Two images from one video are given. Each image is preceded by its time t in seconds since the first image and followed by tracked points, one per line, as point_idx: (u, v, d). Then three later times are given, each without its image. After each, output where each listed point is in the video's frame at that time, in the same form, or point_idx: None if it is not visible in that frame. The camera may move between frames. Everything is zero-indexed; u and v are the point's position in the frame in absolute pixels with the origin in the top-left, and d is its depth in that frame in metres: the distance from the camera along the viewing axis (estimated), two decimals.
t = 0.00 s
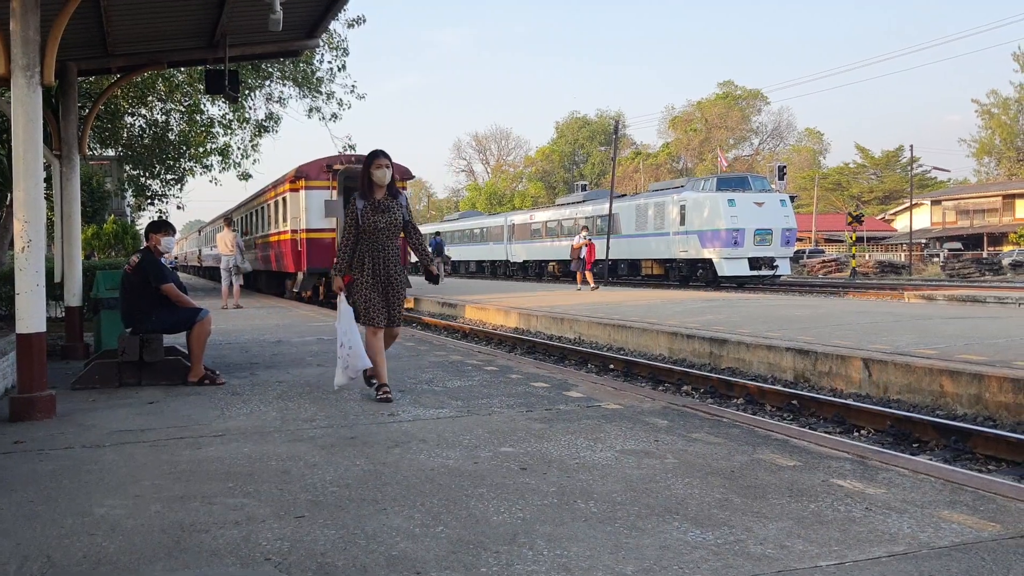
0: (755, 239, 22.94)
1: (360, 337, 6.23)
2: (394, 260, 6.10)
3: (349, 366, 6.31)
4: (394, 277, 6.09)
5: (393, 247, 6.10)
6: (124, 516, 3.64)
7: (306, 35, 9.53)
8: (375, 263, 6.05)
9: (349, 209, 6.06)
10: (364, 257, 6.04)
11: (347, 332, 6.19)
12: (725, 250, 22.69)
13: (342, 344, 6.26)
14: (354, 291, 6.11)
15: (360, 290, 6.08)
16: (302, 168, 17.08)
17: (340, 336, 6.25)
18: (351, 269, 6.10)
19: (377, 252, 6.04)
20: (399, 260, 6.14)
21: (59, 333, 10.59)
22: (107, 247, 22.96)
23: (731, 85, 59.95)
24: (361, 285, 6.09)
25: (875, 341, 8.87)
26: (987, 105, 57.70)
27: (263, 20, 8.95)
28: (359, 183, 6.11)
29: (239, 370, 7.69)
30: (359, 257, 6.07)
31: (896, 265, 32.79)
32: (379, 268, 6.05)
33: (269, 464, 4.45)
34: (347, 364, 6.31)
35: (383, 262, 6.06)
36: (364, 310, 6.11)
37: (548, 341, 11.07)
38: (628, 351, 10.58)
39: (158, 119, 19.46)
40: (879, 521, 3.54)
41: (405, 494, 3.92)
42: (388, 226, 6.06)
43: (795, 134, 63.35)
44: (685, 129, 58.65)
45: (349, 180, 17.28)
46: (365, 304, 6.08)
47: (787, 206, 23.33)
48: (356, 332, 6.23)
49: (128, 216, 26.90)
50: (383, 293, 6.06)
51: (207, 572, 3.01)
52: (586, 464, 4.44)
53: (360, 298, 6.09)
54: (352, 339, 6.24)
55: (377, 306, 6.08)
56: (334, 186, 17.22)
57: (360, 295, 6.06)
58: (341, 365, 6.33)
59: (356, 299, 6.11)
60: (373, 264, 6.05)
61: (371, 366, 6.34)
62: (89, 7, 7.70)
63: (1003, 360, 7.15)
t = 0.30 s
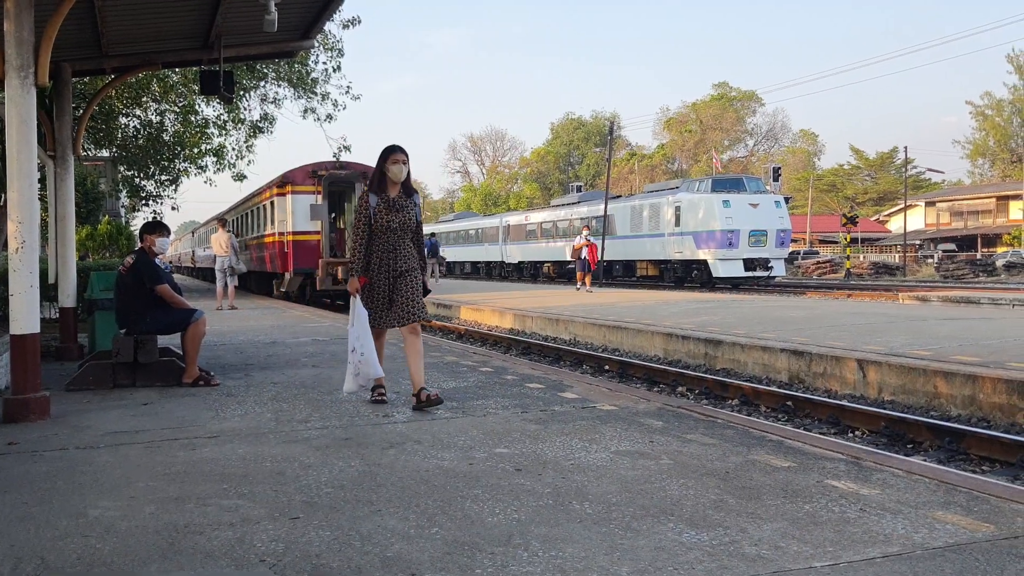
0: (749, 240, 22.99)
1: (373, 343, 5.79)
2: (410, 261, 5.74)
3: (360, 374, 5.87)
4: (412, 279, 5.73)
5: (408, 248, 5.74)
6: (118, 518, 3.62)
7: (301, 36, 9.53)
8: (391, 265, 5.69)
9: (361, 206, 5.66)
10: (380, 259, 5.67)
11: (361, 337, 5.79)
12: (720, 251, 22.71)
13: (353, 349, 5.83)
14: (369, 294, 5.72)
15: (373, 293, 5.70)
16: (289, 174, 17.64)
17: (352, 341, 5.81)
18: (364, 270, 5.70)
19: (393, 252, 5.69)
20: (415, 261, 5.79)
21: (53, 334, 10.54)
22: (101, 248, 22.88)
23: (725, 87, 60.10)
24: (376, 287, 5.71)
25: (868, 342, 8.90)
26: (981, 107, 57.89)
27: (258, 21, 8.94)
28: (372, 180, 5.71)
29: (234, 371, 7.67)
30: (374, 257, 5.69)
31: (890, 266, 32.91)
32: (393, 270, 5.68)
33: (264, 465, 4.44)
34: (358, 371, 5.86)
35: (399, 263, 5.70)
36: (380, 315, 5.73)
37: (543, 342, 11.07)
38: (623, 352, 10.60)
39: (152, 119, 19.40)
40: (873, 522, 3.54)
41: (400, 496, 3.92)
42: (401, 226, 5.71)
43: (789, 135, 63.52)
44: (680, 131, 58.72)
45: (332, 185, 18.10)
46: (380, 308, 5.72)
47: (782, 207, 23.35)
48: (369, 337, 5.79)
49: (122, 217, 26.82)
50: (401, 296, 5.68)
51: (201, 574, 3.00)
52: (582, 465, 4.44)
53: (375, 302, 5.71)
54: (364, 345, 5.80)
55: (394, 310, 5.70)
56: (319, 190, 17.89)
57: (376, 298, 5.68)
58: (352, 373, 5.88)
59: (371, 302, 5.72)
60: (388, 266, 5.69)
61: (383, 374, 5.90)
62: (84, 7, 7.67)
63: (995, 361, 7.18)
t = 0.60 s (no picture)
0: (745, 241, 23.00)
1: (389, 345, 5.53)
2: (432, 261, 5.51)
3: (372, 378, 5.57)
4: (433, 280, 5.50)
5: (431, 247, 5.51)
6: (113, 519, 3.62)
7: (297, 37, 9.53)
8: (412, 264, 5.46)
9: (383, 202, 5.44)
10: (401, 257, 5.45)
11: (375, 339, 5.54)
12: (716, 252, 22.72)
13: (368, 352, 5.56)
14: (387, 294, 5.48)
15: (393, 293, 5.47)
16: (278, 179, 18.34)
17: (367, 343, 5.56)
18: (384, 269, 5.47)
19: (415, 251, 5.47)
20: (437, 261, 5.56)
21: (48, 335, 10.50)
22: (96, 249, 22.82)
23: (722, 88, 60.16)
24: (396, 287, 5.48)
25: (865, 343, 8.90)
26: (977, 108, 58.01)
27: (254, 22, 8.94)
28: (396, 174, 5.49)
29: (229, 372, 7.65)
30: (394, 256, 5.46)
31: (886, 267, 32.96)
32: (414, 269, 5.46)
33: (260, 466, 4.44)
34: (371, 376, 5.56)
35: (421, 262, 5.47)
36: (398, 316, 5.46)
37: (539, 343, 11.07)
38: (619, 353, 10.60)
39: (148, 120, 19.35)
40: (869, 522, 3.55)
41: (396, 497, 3.92)
42: (424, 224, 5.49)
43: (785, 136, 63.60)
44: (676, 132, 58.71)
45: (319, 189, 18.91)
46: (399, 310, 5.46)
47: (778, 208, 23.35)
48: (385, 340, 5.53)
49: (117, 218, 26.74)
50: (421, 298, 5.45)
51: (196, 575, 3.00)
52: (578, 466, 4.45)
53: (394, 303, 5.46)
54: (380, 347, 5.54)
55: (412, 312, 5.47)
56: (306, 195, 18.70)
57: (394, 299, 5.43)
58: (365, 378, 5.59)
59: (389, 303, 5.48)
60: (408, 265, 5.46)
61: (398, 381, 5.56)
62: (79, 8, 7.67)
63: (991, 362, 7.18)
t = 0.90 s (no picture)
0: (743, 242, 23.04)
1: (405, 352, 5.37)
2: (450, 265, 5.24)
3: (392, 390, 5.36)
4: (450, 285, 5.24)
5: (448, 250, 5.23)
6: (112, 521, 3.62)
7: (294, 39, 9.53)
8: (429, 269, 5.17)
9: (401, 203, 5.12)
10: (418, 262, 5.15)
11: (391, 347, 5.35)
12: (714, 253, 22.76)
13: (385, 362, 5.35)
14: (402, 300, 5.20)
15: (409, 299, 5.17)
16: (269, 186, 19.15)
17: (383, 352, 5.35)
18: (399, 273, 5.18)
19: (432, 255, 5.18)
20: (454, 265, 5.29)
21: (46, 337, 10.51)
22: (93, 252, 22.82)
23: (719, 89, 60.31)
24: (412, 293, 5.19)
25: (862, 343, 8.92)
26: (973, 109, 58.15)
27: (252, 23, 8.95)
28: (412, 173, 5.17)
29: (228, 374, 7.65)
30: (410, 260, 5.18)
31: (883, 268, 33.03)
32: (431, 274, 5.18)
33: (258, 468, 4.44)
34: (390, 386, 5.35)
35: (438, 267, 5.19)
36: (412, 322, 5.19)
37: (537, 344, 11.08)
38: (617, 354, 10.61)
39: (145, 122, 19.34)
40: (866, 522, 3.56)
41: (395, 498, 3.91)
42: (442, 226, 5.18)
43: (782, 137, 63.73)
44: (673, 133, 58.84)
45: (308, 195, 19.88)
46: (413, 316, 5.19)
47: (775, 209, 23.39)
48: (402, 348, 5.36)
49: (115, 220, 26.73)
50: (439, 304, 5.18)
51: None
52: (576, 467, 4.46)
53: (409, 309, 5.18)
54: (397, 355, 5.35)
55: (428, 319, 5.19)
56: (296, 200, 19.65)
57: (409, 304, 5.17)
58: (383, 390, 5.36)
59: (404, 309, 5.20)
60: (425, 271, 5.17)
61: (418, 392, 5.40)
62: (77, 10, 7.67)
63: (987, 363, 7.19)
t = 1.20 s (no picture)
0: (744, 241, 23.04)
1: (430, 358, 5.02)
2: (475, 258, 4.97)
3: (415, 395, 5.06)
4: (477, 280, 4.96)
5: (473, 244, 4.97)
6: (116, 520, 3.63)
7: (296, 39, 9.53)
8: (452, 263, 4.93)
9: (418, 196, 4.92)
10: (441, 255, 4.92)
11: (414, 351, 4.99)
12: (715, 252, 22.76)
13: (408, 366, 5.03)
14: (425, 298, 4.97)
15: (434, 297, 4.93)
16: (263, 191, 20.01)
17: (406, 355, 5.02)
18: (421, 270, 4.96)
19: (455, 249, 4.94)
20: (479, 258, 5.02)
21: (48, 338, 10.51)
22: (95, 252, 22.84)
23: (719, 88, 60.35)
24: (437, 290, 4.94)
25: (864, 342, 8.92)
26: (974, 107, 58.17)
27: (253, 24, 8.96)
28: (429, 164, 4.98)
29: (230, 374, 7.66)
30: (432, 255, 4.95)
31: (884, 267, 33.02)
32: (456, 269, 4.92)
33: (262, 467, 4.45)
34: (412, 392, 5.05)
35: (462, 260, 4.93)
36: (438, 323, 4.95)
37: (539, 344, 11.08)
38: (619, 353, 10.60)
39: (146, 122, 19.35)
40: (870, 520, 3.56)
41: (399, 497, 3.92)
42: (465, 217, 4.95)
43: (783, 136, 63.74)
44: (673, 132, 58.87)
45: (300, 199, 20.82)
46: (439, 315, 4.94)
47: (776, 208, 23.37)
48: (426, 352, 5.02)
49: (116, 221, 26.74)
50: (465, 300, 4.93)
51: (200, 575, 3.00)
52: (579, 465, 4.47)
53: (434, 308, 4.94)
54: (420, 359, 5.02)
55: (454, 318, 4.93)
56: (289, 204, 20.54)
57: (434, 302, 4.93)
58: (406, 394, 5.08)
59: (429, 308, 4.96)
60: (448, 265, 4.92)
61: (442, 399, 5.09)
62: (78, 11, 7.68)
63: (989, 360, 7.20)
